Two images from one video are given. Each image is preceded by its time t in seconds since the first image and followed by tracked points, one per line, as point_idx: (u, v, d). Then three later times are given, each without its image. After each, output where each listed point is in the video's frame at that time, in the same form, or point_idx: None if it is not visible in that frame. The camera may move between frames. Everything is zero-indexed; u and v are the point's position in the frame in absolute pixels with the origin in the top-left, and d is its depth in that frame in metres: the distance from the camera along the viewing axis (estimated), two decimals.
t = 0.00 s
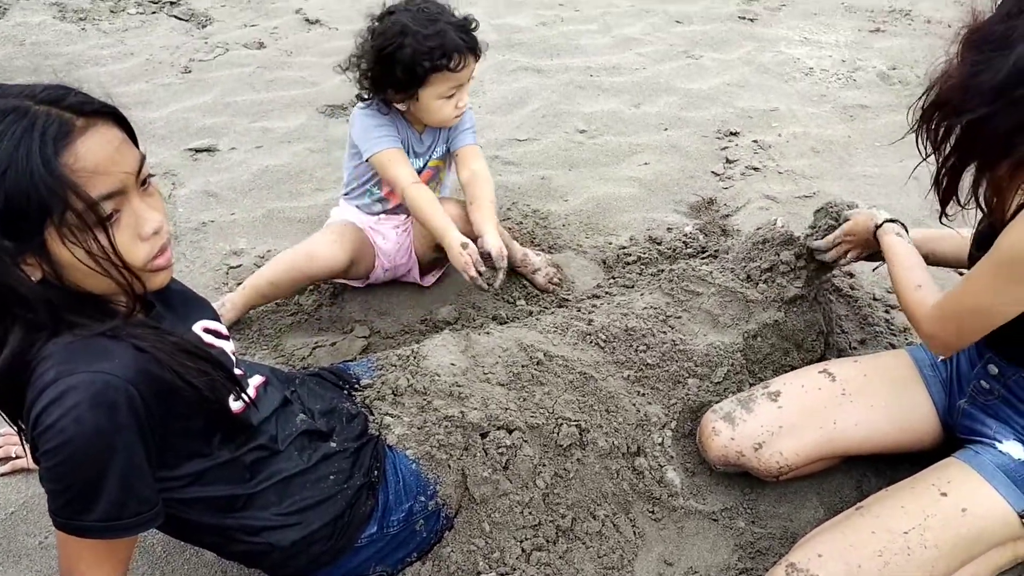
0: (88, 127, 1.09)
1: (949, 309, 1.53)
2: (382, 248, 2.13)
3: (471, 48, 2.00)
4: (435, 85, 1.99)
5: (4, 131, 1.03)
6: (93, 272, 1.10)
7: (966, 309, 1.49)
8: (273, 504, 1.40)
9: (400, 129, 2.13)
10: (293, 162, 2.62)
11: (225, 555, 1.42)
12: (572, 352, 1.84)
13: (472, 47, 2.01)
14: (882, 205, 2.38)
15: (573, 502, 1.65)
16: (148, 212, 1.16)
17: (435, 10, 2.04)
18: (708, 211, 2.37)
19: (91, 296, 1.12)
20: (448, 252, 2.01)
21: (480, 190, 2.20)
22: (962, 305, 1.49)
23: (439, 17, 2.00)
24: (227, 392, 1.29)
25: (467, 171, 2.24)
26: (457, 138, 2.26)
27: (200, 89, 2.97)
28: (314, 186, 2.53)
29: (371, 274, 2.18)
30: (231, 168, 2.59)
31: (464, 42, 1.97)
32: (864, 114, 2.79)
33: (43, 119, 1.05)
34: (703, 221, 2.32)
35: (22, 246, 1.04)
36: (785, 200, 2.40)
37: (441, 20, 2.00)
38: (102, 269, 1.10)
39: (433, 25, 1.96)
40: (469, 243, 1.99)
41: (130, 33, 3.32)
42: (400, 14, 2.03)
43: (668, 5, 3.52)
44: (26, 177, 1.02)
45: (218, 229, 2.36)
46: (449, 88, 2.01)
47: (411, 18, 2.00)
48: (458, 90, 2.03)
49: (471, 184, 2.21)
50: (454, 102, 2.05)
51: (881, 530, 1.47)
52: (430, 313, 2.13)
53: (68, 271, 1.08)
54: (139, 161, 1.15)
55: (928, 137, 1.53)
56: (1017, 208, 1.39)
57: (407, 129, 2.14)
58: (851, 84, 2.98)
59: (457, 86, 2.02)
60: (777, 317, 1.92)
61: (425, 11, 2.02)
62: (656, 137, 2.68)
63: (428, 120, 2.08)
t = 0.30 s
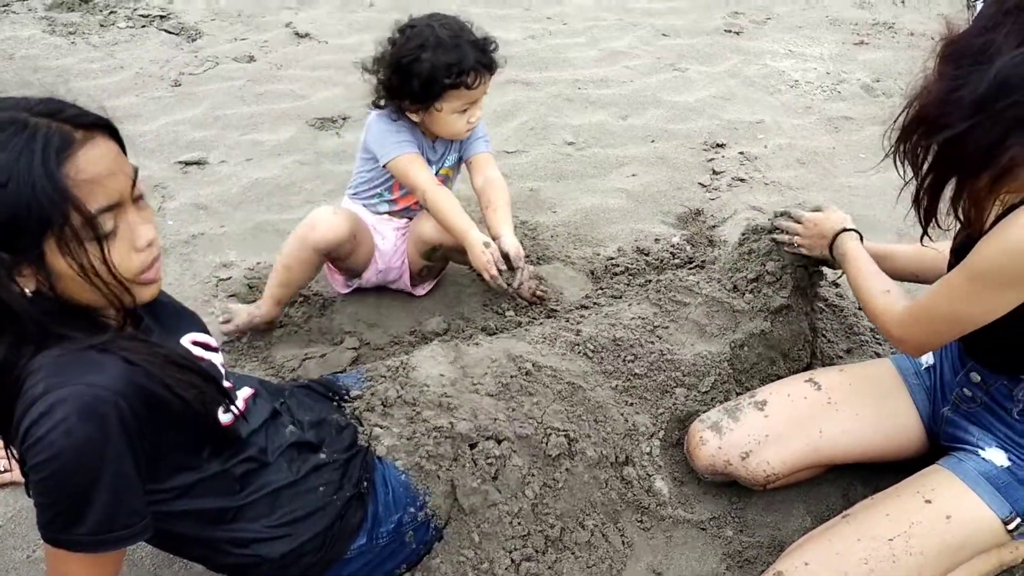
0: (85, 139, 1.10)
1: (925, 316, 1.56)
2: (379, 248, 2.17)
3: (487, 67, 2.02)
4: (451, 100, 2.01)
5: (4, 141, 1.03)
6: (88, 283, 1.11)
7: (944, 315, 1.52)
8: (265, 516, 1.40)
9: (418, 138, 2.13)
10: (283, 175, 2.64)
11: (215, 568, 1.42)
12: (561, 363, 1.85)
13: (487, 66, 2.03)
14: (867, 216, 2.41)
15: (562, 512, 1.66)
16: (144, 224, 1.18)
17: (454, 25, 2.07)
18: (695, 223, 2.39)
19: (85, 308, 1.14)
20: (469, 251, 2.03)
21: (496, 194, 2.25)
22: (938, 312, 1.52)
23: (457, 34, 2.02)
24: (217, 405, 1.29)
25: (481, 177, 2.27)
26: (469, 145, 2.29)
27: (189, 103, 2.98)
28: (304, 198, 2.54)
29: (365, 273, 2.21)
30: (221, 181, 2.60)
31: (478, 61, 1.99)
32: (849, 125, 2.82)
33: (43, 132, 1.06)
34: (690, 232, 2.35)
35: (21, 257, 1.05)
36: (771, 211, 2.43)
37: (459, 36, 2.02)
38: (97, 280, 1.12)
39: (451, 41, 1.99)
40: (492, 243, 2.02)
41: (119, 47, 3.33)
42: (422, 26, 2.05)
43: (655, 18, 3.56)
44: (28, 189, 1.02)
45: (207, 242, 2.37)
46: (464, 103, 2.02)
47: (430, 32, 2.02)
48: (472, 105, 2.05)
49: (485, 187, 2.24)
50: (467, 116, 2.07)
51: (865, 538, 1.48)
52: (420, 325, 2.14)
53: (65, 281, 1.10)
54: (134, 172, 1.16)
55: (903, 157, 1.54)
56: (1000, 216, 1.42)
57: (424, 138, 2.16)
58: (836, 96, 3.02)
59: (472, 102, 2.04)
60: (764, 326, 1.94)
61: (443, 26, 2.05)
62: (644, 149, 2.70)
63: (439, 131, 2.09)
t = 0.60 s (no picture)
0: (122, 149, 1.11)
1: (896, 325, 1.61)
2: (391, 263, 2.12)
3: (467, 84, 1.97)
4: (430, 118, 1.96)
5: (44, 150, 1.03)
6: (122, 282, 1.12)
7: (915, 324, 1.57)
8: (259, 530, 1.39)
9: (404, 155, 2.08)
10: (276, 186, 2.63)
11: None
12: (555, 373, 1.85)
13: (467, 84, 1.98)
14: (861, 226, 2.43)
15: (556, 523, 1.66)
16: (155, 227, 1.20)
17: (433, 41, 2.02)
18: (690, 233, 2.39)
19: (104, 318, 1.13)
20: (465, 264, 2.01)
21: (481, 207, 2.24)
22: (909, 321, 1.58)
23: (436, 51, 1.98)
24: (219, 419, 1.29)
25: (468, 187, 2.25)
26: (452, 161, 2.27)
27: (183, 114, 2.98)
28: (298, 210, 2.54)
29: (373, 292, 2.17)
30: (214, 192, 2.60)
31: (457, 78, 1.94)
32: (841, 135, 2.83)
33: (89, 141, 1.07)
34: (684, 242, 2.35)
35: (69, 263, 1.04)
36: (765, 221, 2.44)
37: (437, 53, 1.98)
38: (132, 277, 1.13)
39: (431, 58, 1.95)
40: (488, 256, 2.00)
41: (112, 58, 3.32)
42: (401, 43, 2.02)
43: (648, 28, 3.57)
44: (80, 193, 1.03)
45: (201, 253, 2.37)
46: (443, 120, 1.97)
47: (409, 49, 1.99)
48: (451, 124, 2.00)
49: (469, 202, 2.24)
50: (447, 132, 2.03)
51: (859, 546, 1.48)
52: (413, 336, 2.14)
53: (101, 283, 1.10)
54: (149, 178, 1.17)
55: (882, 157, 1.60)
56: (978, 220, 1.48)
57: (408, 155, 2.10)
58: (829, 106, 3.03)
59: (452, 118, 1.99)
60: (757, 337, 1.95)
61: (423, 43, 2.00)
62: (638, 159, 2.71)
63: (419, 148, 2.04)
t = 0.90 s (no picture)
0: (126, 154, 1.15)
1: (882, 327, 1.63)
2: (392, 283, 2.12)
3: (447, 91, 1.98)
4: (411, 128, 1.95)
5: (56, 157, 1.06)
6: (127, 286, 1.16)
7: (898, 324, 1.59)
8: (259, 537, 1.39)
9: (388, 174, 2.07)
10: (275, 194, 2.65)
11: None
12: (553, 380, 1.87)
13: (449, 91, 1.98)
14: (855, 233, 2.45)
15: (554, 529, 1.66)
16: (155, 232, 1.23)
17: (411, 52, 2.02)
18: (685, 240, 2.42)
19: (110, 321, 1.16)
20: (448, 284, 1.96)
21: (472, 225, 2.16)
22: (894, 322, 1.60)
23: (414, 61, 1.98)
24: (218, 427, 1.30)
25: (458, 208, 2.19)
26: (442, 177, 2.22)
27: (182, 123, 3.00)
28: (297, 218, 2.56)
29: (375, 307, 2.18)
30: (213, 201, 2.61)
31: (438, 86, 1.95)
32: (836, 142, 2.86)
33: (96, 146, 1.10)
34: (679, 249, 2.37)
35: (79, 271, 1.07)
36: (759, 228, 2.46)
37: (415, 62, 1.98)
38: (137, 281, 1.16)
39: (410, 68, 1.95)
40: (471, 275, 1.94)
41: (112, 67, 3.34)
42: (377, 55, 2.01)
43: (644, 37, 3.60)
44: (92, 200, 1.06)
45: (200, 261, 2.38)
46: (425, 133, 1.97)
47: (385, 60, 1.99)
48: (435, 136, 1.99)
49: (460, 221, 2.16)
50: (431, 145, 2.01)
51: (853, 551, 1.49)
52: (412, 343, 2.16)
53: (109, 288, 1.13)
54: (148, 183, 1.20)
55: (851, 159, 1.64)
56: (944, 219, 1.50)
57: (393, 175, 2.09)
58: (823, 114, 3.06)
59: (434, 130, 1.99)
60: (752, 343, 1.97)
61: (400, 53, 2.01)
62: (634, 167, 2.73)
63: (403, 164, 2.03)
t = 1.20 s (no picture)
0: (120, 151, 1.14)
1: (883, 324, 1.62)
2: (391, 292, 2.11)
3: (436, 93, 1.95)
4: (397, 130, 1.93)
5: (51, 157, 1.05)
6: (126, 285, 1.14)
7: (898, 322, 1.58)
8: (258, 540, 1.37)
9: (374, 187, 2.06)
10: (274, 195, 2.64)
11: None
12: (553, 382, 1.85)
13: (438, 92, 1.96)
14: (857, 232, 2.44)
15: (555, 531, 1.65)
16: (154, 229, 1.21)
17: (400, 56, 2.01)
18: (687, 240, 2.41)
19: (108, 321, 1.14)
20: (421, 312, 1.89)
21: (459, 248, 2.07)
22: (895, 320, 1.59)
23: (403, 63, 1.97)
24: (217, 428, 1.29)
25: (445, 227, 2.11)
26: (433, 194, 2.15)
27: (180, 123, 2.98)
28: (296, 218, 2.55)
29: (375, 312, 2.17)
30: (212, 201, 2.60)
31: (426, 87, 1.93)
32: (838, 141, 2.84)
33: (91, 143, 1.09)
34: (681, 249, 2.36)
35: (78, 271, 1.06)
36: (761, 228, 2.44)
37: (404, 65, 1.96)
38: (136, 279, 1.15)
39: (399, 70, 1.94)
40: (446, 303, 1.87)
41: (110, 67, 3.33)
42: (367, 59, 2.00)
43: (645, 36, 3.59)
44: (88, 198, 1.04)
45: (199, 262, 2.37)
46: (410, 138, 1.94)
47: (374, 64, 1.97)
48: (423, 142, 1.97)
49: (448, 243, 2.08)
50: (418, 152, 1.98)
51: (857, 552, 1.48)
52: (411, 344, 2.15)
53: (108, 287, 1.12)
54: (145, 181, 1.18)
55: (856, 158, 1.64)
56: (947, 218, 1.49)
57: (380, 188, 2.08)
58: (825, 113, 3.05)
59: (421, 135, 1.96)
60: (755, 344, 1.96)
61: (390, 56, 1.99)
62: (635, 166, 2.72)
63: (390, 172, 2.01)
